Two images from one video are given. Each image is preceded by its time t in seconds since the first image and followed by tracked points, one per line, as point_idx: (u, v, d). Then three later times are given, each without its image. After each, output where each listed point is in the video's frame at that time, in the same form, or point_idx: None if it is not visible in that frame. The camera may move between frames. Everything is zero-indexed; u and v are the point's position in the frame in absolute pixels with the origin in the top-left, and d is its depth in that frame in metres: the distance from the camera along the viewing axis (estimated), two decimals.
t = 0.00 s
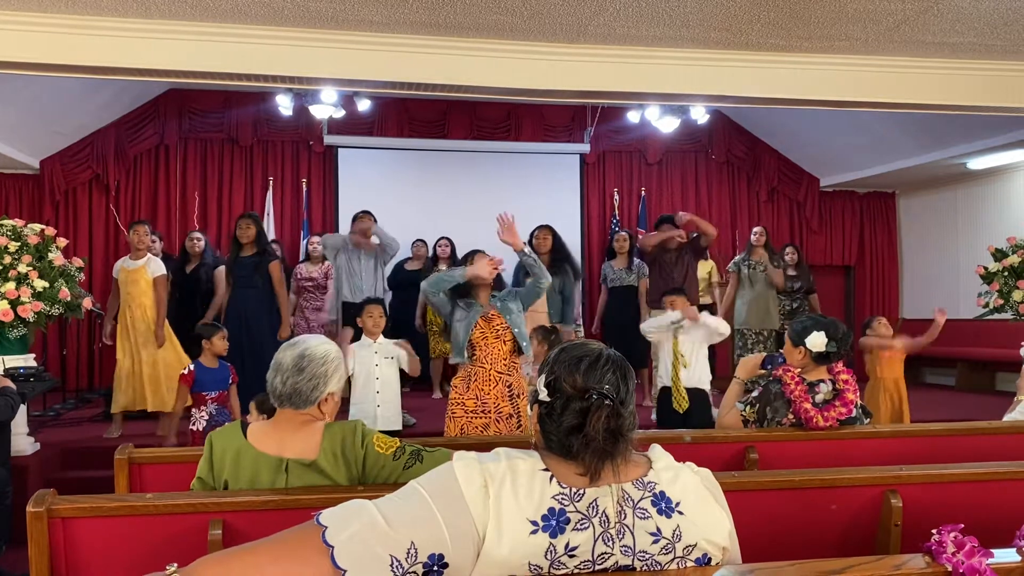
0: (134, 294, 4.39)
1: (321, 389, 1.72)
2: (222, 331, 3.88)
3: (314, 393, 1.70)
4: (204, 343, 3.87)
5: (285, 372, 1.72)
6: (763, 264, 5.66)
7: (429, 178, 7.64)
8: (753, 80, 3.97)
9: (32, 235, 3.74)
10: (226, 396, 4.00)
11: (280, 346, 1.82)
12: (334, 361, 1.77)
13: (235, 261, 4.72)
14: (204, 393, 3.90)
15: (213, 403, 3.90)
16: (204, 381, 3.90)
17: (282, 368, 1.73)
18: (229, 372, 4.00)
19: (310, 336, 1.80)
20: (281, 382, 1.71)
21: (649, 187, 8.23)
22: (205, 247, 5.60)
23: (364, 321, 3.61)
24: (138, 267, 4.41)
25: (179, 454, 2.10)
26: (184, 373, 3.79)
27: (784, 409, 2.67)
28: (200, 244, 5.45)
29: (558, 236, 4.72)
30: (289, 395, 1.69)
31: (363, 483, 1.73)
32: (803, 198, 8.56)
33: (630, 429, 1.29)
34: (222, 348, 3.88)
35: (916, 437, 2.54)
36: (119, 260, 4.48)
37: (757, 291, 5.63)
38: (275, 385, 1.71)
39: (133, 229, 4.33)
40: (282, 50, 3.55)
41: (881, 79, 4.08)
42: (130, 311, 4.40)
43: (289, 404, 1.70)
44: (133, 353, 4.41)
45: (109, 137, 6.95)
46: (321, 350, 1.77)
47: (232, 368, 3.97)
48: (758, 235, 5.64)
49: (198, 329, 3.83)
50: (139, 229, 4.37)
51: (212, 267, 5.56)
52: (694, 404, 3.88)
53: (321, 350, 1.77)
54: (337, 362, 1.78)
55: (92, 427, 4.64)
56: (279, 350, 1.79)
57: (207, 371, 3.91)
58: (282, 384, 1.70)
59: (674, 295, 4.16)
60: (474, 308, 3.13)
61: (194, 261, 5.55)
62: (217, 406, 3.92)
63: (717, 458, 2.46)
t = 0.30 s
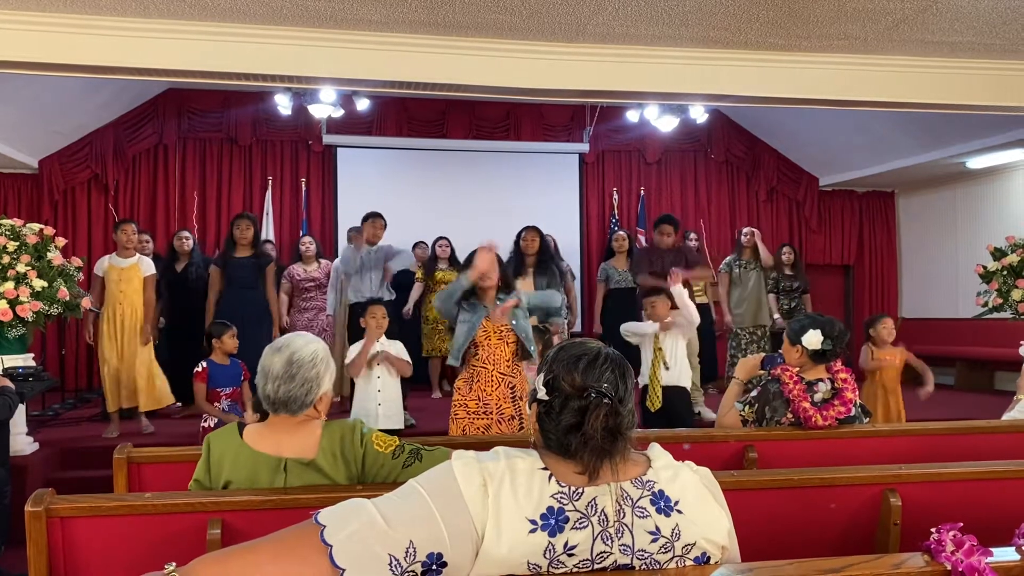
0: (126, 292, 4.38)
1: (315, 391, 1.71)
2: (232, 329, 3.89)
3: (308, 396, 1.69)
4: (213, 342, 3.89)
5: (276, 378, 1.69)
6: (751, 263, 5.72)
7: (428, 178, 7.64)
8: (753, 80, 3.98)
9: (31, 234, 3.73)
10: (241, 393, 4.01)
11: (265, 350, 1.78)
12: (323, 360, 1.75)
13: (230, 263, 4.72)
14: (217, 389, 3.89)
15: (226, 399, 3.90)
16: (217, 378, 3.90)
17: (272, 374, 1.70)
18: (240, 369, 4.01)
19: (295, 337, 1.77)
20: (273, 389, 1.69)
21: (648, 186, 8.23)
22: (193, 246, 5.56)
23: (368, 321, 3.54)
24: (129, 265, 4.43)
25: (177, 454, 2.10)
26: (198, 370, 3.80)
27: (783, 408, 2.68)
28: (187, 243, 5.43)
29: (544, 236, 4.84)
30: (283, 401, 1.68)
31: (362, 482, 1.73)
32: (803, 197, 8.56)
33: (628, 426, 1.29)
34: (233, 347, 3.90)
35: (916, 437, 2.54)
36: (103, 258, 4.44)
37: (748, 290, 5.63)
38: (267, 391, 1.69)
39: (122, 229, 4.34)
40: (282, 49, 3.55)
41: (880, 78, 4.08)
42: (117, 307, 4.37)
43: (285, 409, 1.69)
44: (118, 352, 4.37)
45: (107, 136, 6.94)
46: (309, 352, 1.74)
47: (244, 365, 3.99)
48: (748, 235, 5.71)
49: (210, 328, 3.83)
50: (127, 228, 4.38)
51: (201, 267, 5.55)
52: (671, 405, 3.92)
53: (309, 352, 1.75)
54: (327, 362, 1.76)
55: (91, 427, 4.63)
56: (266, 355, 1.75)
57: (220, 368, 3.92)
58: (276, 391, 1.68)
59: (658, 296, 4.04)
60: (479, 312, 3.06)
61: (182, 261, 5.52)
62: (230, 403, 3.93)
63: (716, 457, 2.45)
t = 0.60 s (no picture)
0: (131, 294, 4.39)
1: (314, 391, 1.72)
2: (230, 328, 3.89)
3: (308, 396, 1.71)
4: (212, 342, 3.88)
5: (276, 381, 1.69)
6: (751, 262, 5.65)
7: (427, 177, 7.64)
8: (752, 79, 3.98)
9: (30, 234, 3.72)
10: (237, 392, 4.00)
11: (259, 351, 1.76)
12: (320, 360, 1.76)
13: (240, 261, 4.72)
14: (213, 389, 3.89)
15: (222, 399, 3.90)
16: (214, 378, 3.90)
17: (270, 376, 1.70)
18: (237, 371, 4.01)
19: (290, 337, 1.76)
20: (272, 391, 1.68)
21: (648, 185, 8.22)
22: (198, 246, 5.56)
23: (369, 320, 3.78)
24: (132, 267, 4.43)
25: (178, 452, 2.10)
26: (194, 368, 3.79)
27: (783, 407, 2.70)
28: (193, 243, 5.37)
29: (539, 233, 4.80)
30: (284, 402, 1.69)
31: (362, 481, 1.73)
32: (802, 195, 8.56)
33: (627, 424, 1.29)
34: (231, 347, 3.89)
35: (916, 435, 2.53)
36: (103, 260, 4.37)
37: (750, 288, 5.62)
38: (267, 393, 1.69)
39: (122, 230, 4.33)
40: (281, 49, 3.55)
41: (880, 77, 4.08)
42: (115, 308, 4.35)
43: (285, 410, 1.70)
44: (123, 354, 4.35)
45: (106, 136, 6.94)
46: (306, 352, 1.74)
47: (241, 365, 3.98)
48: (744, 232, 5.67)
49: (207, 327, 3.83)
50: (126, 230, 4.37)
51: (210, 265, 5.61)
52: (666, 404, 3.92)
53: (306, 352, 1.75)
54: (323, 362, 1.77)
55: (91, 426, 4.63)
56: (261, 357, 1.73)
57: (217, 368, 3.92)
58: (276, 394, 1.68)
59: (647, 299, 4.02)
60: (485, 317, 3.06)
61: (190, 259, 5.52)
62: (226, 402, 3.92)
63: (716, 454, 2.45)
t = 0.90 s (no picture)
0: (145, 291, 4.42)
1: (315, 390, 1.72)
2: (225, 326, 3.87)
3: (310, 395, 1.71)
4: (208, 340, 3.87)
5: (277, 379, 1.69)
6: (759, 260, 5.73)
7: (427, 176, 7.64)
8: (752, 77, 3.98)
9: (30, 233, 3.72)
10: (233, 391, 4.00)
11: (260, 350, 1.76)
12: (321, 359, 1.76)
13: (258, 260, 4.74)
14: (209, 388, 3.89)
15: (219, 399, 3.90)
16: (210, 377, 3.90)
17: (272, 375, 1.70)
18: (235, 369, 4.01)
19: (292, 337, 1.76)
20: (274, 390, 1.68)
21: (648, 183, 8.21)
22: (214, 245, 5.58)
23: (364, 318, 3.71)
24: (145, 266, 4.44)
25: (177, 450, 2.10)
26: (191, 369, 3.80)
27: (783, 405, 2.70)
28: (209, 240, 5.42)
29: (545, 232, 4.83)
30: (285, 401, 1.68)
31: (361, 480, 1.73)
32: (802, 193, 8.57)
33: (627, 423, 1.29)
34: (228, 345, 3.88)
35: (915, 433, 2.53)
36: (120, 259, 4.31)
37: (757, 288, 5.64)
38: (268, 391, 1.69)
39: (131, 228, 4.32)
40: (280, 48, 3.54)
41: (879, 75, 4.07)
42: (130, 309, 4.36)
43: (286, 409, 1.69)
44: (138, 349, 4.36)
45: (105, 135, 6.93)
46: (308, 351, 1.74)
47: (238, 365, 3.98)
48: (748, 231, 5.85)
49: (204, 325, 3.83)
50: (134, 227, 4.36)
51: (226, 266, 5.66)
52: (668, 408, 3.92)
53: (308, 351, 1.75)
54: (325, 362, 1.77)
55: (90, 426, 4.63)
56: (263, 356, 1.73)
57: (215, 367, 3.92)
58: (277, 392, 1.68)
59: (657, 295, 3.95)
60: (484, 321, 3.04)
61: (208, 258, 5.52)
62: (221, 402, 3.93)
63: (716, 453, 2.44)
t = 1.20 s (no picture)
0: (154, 288, 4.42)
1: (316, 387, 1.72)
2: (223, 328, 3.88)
3: (311, 392, 1.71)
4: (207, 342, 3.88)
5: (279, 376, 1.69)
6: (765, 257, 5.71)
7: (427, 174, 7.63)
8: (752, 76, 3.97)
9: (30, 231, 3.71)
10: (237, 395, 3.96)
11: (261, 347, 1.76)
12: (322, 356, 1.76)
13: (263, 257, 4.73)
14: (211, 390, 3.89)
15: (219, 401, 3.88)
16: (213, 378, 3.90)
17: (273, 371, 1.70)
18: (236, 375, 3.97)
19: (293, 334, 1.76)
20: (275, 386, 1.68)
21: (648, 181, 8.21)
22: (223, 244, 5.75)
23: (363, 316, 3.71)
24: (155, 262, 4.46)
25: (177, 448, 2.10)
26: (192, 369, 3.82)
27: (784, 403, 2.70)
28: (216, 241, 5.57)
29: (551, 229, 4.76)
30: (286, 398, 1.68)
31: (362, 478, 1.73)
32: (802, 191, 8.57)
33: (627, 421, 1.29)
34: (225, 347, 3.87)
35: (915, 431, 2.53)
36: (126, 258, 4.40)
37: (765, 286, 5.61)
38: (269, 388, 1.69)
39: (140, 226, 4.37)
40: (279, 46, 3.54)
41: (879, 73, 4.07)
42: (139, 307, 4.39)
43: (286, 407, 1.69)
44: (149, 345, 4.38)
45: (105, 134, 6.92)
46: (309, 348, 1.74)
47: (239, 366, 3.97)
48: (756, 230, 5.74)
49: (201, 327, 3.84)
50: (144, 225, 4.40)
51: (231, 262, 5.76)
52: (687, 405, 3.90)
53: (310, 348, 1.75)
54: (326, 359, 1.77)
55: (90, 424, 4.62)
56: (264, 353, 1.73)
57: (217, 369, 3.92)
58: (278, 389, 1.68)
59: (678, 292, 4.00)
60: (478, 312, 3.04)
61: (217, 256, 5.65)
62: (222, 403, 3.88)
63: (718, 451, 2.44)
